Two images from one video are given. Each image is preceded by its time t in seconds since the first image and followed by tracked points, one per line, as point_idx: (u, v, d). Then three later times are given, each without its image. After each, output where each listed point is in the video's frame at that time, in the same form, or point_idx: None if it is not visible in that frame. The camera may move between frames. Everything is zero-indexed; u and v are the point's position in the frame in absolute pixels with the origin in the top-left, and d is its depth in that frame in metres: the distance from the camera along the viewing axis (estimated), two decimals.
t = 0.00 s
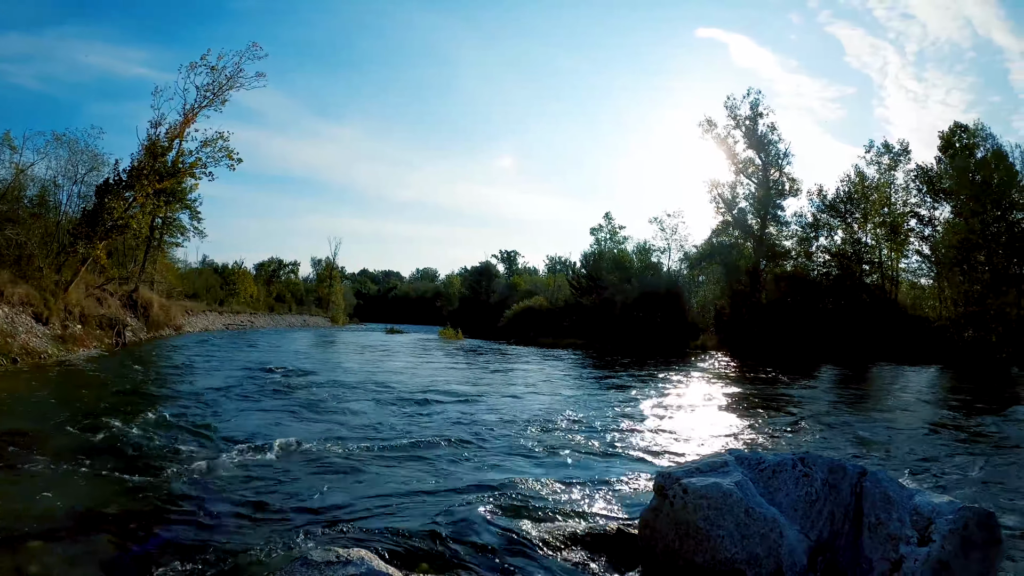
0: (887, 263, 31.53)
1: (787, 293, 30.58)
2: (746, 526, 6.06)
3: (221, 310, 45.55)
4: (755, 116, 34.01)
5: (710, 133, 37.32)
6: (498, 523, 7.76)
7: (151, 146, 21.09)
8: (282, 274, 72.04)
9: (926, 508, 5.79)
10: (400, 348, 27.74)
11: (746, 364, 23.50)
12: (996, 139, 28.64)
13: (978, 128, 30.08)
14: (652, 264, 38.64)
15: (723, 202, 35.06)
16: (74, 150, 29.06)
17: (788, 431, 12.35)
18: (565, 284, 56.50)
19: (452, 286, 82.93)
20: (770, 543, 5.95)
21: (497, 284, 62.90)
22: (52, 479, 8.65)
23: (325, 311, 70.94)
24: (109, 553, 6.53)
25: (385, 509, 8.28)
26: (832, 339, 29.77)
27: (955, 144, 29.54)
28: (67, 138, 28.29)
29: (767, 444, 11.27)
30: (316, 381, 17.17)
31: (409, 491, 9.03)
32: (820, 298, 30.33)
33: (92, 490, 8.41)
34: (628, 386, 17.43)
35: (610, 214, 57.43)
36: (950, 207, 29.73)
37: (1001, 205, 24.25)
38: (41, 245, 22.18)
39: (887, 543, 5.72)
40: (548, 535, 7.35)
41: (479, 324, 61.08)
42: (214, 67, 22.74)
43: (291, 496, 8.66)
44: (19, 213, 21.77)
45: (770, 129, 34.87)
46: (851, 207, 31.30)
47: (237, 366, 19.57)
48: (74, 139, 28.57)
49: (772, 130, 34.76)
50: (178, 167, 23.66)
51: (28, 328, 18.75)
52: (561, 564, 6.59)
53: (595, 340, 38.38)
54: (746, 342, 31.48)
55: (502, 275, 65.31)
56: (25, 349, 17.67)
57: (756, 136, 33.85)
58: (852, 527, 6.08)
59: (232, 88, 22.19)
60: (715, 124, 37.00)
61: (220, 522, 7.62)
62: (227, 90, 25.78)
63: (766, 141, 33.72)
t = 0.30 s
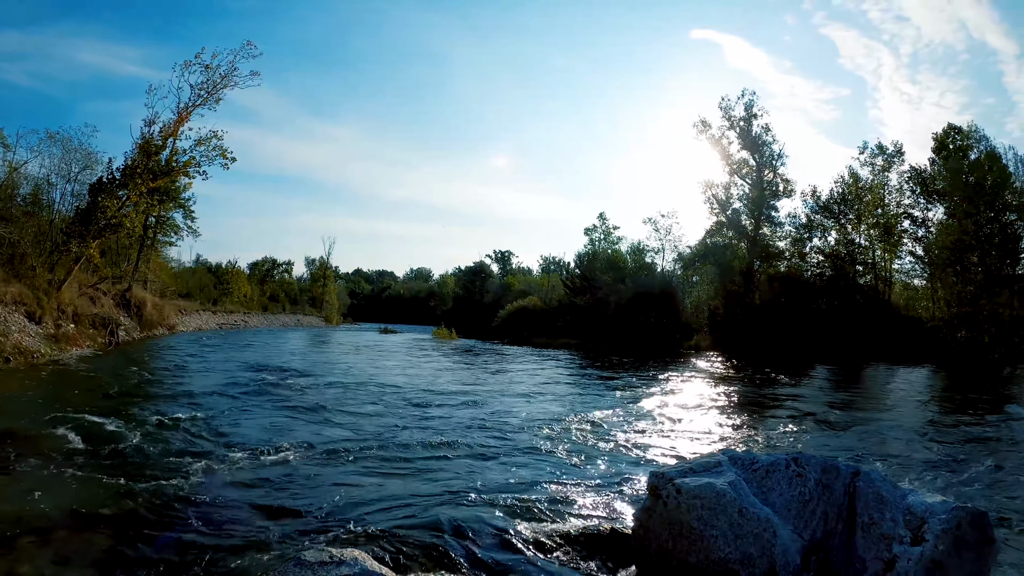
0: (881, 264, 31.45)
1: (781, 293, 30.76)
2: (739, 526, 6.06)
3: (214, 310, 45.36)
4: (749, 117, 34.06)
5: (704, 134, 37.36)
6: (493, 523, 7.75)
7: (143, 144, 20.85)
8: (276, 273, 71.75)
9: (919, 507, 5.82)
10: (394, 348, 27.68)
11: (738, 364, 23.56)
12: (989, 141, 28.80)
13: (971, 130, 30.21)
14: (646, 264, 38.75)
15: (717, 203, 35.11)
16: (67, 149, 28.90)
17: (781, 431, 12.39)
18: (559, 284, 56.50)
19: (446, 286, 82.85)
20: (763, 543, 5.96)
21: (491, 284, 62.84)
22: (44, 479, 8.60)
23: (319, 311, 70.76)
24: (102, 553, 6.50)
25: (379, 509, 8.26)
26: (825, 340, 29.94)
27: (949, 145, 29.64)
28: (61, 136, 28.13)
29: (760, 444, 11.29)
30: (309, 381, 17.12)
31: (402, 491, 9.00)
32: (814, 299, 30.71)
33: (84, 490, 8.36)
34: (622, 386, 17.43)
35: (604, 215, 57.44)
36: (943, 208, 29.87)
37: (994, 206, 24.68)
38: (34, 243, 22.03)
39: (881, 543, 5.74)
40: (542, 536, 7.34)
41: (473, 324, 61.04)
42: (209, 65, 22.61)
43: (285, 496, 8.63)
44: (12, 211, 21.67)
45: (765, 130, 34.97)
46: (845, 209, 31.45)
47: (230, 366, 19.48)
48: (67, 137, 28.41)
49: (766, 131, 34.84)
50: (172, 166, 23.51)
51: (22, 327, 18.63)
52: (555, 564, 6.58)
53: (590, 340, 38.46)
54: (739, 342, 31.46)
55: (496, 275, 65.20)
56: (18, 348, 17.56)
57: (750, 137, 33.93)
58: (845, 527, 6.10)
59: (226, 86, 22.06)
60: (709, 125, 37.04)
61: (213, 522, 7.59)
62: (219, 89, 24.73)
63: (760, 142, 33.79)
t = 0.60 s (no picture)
0: (873, 265, 31.92)
1: (774, 293, 30.86)
2: (733, 525, 6.06)
3: (208, 309, 45.18)
4: (744, 118, 34.13)
5: (699, 134, 37.40)
6: (487, 523, 7.73)
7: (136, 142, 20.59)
8: (270, 273, 71.52)
9: (913, 507, 5.81)
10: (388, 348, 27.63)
11: (732, 364, 23.63)
12: (983, 143, 28.96)
13: (964, 132, 30.39)
14: (640, 265, 38.82)
15: (711, 203, 35.19)
16: (61, 147, 28.72)
17: (774, 431, 12.40)
18: (552, 284, 56.54)
19: (440, 286, 82.84)
20: (757, 543, 5.97)
21: (485, 284, 62.83)
22: (37, 479, 8.54)
23: (312, 310, 70.62)
24: (95, 554, 6.46)
25: (374, 509, 8.23)
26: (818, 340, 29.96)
27: (942, 147, 29.80)
28: (54, 134, 27.94)
29: (755, 443, 11.32)
30: (304, 381, 17.07)
31: (397, 490, 8.98)
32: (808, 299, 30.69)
33: (76, 489, 8.32)
34: (616, 386, 17.45)
35: (597, 215, 57.44)
36: (936, 209, 29.98)
37: (988, 207, 24.59)
38: (26, 242, 21.87)
39: (875, 543, 5.74)
40: (536, 536, 7.33)
41: (467, 323, 61.03)
42: (204, 63, 22.47)
43: (279, 496, 8.59)
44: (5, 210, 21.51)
45: (760, 130, 35.05)
46: (838, 209, 31.36)
47: (224, 366, 19.38)
48: (60, 135, 28.24)
49: (760, 132, 34.92)
50: (166, 165, 23.35)
51: (15, 326, 18.51)
52: (548, 565, 6.55)
53: (584, 340, 38.57)
54: (733, 342, 31.63)
55: (490, 275, 65.14)
56: (10, 348, 17.43)
57: (745, 138, 34.02)
58: (839, 527, 6.13)
59: (221, 85, 21.94)
60: (704, 125, 37.11)
61: (207, 522, 7.54)
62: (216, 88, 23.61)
63: (755, 143, 33.88)
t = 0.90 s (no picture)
0: (868, 266, 31.96)
1: (768, 293, 30.90)
2: (727, 525, 6.06)
3: (201, 308, 45.01)
4: (738, 119, 34.19)
5: (693, 134, 37.44)
6: (481, 523, 7.71)
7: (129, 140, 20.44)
8: (264, 272, 71.23)
9: (906, 506, 5.87)
10: (383, 347, 27.59)
11: (725, 364, 23.67)
12: (976, 144, 29.05)
13: (957, 134, 30.54)
14: (634, 265, 38.86)
15: (705, 203, 35.25)
16: (54, 146, 28.57)
17: (769, 432, 12.38)
18: (547, 284, 56.50)
19: (434, 286, 82.85)
20: (751, 542, 5.95)
21: (479, 284, 62.79)
22: (29, 479, 8.48)
23: (306, 310, 70.47)
24: (87, 555, 6.41)
25: (366, 508, 8.21)
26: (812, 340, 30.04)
27: (936, 147, 29.90)
28: (47, 133, 27.82)
29: (747, 443, 11.34)
30: (298, 381, 17.02)
31: (390, 490, 8.95)
32: (802, 299, 30.79)
33: (69, 490, 8.26)
34: (609, 386, 17.44)
35: (592, 214, 57.39)
36: (930, 210, 30.09)
37: (981, 208, 24.54)
38: (19, 241, 21.74)
39: (868, 542, 5.77)
40: (531, 536, 7.31)
41: (462, 323, 60.99)
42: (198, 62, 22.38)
43: (273, 496, 8.57)
44: None
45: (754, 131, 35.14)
46: (832, 210, 31.38)
47: (218, 366, 19.30)
48: (54, 134, 28.12)
49: (755, 133, 35.00)
50: (159, 164, 23.23)
51: (8, 326, 18.40)
52: (542, 564, 6.55)
53: (579, 340, 38.60)
54: (728, 342, 31.68)
55: (484, 275, 65.11)
56: (3, 348, 17.32)
57: (739, 139, 34.11)
58: (832, 526, 6.16)
59: (215, 84, 21.84)
60: (698, 126, 37.18)
61: (201, 522, 7.50)
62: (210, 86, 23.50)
63: (748, 144, 33.96)
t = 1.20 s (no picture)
0: (861, 266, 32.09)
1: (762, 294, 30.95)
2: (720, 524, 6.07)
3: (194, 308, 44.85)
4: (732, 119, 34.27)
5: (687, 135, 37.52)
6: (475, 523, 7.69)
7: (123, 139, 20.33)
8: (257, 271, 71.00)
9: (899, 506, 5.85)
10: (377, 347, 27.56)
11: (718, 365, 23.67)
12: (969, 146, 29.28)
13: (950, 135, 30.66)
14: (627, 265, 38.88)
15: (699, 204, 35.38)
16: (47, 144, 28.42)
17: (762, 432, 12.38)
18: (541, 284, 56.48)
19: (429, 285, 82.82)
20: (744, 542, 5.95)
21: (473, 284, 62.76)
22: (21, 480, 8.42)
23: (300, 309, 70.31)
24: (82, 555, 6.36)
25: (360, 508, 8.19)
26: (806, 340, 30.13)
27: (929, 149, 30.11)
28: (40, 131, 27.67)
29: (741, 443, 11.35)
30: (292, 381, 16.97)
31: (385, 490, 8.93)
32: (795, 299, 30.84)
33: (63, 490, 8.20)
34: (604, 386, 17.46)
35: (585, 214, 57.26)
36: (923, 211, 30.22)
37: (974, 210, 24.62)
38: (12, 240, 21.58)
39: (861, 542, 5.79)
40: (525, 535, 7.30)
41: (456, 323, 60.99)
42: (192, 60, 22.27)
43: (267, 496, 8.53)
44: None
45: (747, 132, 35.19)
46: (826, 211, 31.47)
47: (212, 366, 19.22)
48: (47, 132, 27.97)
49: (749, 133, 35.10)
50: (153, 162, 23.09)
51: None
52: (537, 564, 6.53)
53: (573, 340, 38.68)
54: (721, 342, 31.67)
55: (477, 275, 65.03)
56: None
57: (733, 139, 34.19)
58: (825, 526, 6.16)
59: (209, 82, 21.76)
60: (692, 126, 37.29)
61: (197, 523, 7.47)
62: (205, 85, 23.42)
63: (742, 144, 34.07)
